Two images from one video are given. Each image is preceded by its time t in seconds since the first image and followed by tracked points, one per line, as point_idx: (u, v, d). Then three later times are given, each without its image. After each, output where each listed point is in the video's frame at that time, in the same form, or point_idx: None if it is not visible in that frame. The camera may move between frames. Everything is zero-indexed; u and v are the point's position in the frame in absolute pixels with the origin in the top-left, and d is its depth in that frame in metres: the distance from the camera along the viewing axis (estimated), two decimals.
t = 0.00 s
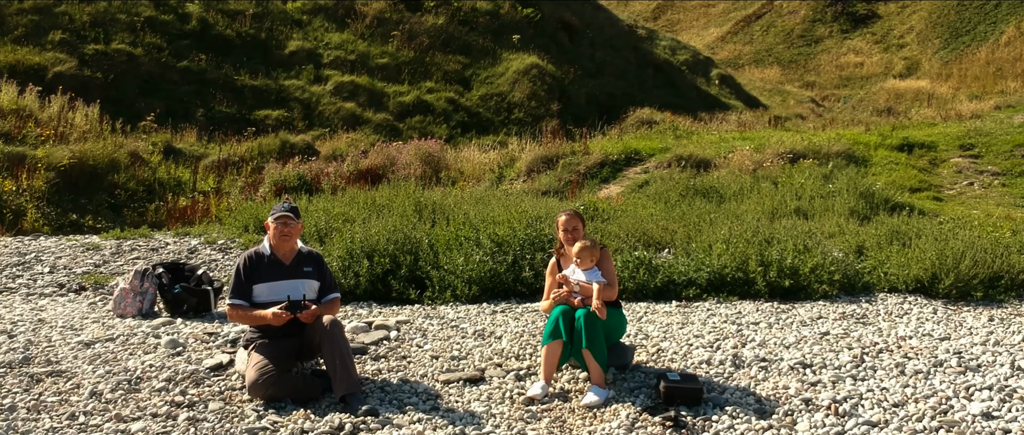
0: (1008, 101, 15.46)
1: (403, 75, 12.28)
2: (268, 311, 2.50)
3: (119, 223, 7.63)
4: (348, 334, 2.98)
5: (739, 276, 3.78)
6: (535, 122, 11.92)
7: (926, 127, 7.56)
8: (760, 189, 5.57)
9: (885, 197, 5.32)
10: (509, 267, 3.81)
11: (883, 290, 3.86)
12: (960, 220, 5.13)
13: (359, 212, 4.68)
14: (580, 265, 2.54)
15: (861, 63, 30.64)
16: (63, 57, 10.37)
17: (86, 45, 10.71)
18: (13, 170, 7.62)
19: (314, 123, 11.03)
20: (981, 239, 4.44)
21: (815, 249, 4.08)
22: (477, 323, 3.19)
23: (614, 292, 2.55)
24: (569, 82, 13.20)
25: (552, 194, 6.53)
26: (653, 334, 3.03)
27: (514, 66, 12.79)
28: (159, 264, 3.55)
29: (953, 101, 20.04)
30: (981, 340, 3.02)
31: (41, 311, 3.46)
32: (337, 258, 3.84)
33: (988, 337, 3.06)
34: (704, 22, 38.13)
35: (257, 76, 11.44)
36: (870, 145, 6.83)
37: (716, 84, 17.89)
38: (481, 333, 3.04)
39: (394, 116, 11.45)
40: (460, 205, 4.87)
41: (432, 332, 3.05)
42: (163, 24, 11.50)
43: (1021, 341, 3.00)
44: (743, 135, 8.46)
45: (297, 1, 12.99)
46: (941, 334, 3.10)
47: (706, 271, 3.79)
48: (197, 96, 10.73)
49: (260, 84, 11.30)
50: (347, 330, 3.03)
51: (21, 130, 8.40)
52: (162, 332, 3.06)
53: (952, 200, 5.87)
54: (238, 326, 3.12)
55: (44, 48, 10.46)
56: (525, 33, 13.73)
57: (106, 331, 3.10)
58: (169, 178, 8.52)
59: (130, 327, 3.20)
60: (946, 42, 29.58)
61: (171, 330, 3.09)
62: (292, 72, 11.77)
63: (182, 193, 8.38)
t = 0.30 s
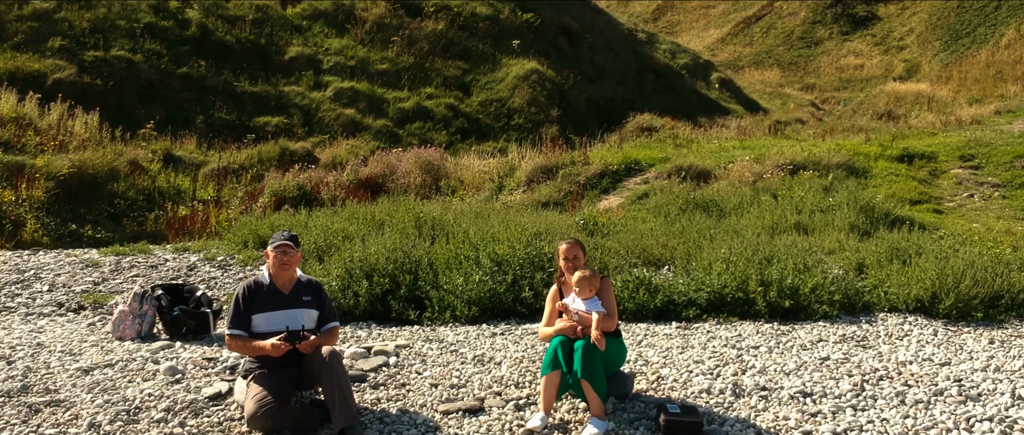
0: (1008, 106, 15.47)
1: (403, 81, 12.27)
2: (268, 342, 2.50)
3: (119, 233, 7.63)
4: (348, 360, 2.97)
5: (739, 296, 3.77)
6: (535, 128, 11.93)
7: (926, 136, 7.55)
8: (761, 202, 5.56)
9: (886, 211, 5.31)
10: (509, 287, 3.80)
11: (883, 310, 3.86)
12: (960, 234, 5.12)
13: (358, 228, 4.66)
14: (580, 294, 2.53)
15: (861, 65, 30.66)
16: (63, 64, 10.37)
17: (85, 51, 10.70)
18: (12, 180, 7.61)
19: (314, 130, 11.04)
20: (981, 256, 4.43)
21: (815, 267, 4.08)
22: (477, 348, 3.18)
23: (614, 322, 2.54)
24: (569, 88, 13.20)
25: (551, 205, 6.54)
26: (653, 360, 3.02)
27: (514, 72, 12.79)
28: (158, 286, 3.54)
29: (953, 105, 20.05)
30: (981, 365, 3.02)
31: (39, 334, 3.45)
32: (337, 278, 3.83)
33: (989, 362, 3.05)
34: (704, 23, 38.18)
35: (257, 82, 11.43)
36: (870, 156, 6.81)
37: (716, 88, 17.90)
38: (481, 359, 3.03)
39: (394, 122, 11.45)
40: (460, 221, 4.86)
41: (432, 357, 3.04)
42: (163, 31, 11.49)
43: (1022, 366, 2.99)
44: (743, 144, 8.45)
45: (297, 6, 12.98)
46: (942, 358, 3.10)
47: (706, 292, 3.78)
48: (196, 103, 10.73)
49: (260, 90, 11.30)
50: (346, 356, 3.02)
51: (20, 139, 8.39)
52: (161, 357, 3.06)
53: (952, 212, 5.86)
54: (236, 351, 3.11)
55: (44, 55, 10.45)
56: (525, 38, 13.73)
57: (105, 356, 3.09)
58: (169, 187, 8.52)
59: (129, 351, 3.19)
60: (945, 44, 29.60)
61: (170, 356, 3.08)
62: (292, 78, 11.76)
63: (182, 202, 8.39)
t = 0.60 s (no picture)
0: (1008, 118, 15.50)
1: (403, 95, 12.27)
2: (269, 417, 2.55)
3: (119, 257, 7.63)
4: (347, 423, 2.97)
5: (739, 345, 3.78)
6: (535, 144, 11.95)
7: (926, 161, 7.55)
8: (761, 237, 5.56)
9: (885, 246, 5.31)
10: (509, 336, 3.80)
11: (883, 358, 3.87)
12: (960, 271, 5.13)
13: (358, 268, 4.66)
14: (580, 368, 2.54)
15: (861, 70, 30.77)
16: (63, 81, 10.37)
17: (85, 68, 10.69)
18: (13, 204, 7.62)
19: (314, 146, 11.04)
20: (980, 298, 4.44)
21: (816, 313, 4.08)
22: (476, 407, 3.18)
23: (615, 396, 2.55)
24: (569, 102, 13.21)
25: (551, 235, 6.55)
26: (653, 423, 3.03)
27: (514, 86, 12.80)
28: (159, 340, 3.55)
29: (952, 114, 20.09)
30: (980, 427, 3.03)
31: (39, 388, 3.46)
32: (337, 327, 3.83)
33: (988, 424, 3.06)
34: (704, 27, 38.31)
35: (257, 98, 11.43)
36: (870, 183, 6.82)
37: (716, 98, 17.93)
38: (480, 422, 3.04)
39: (394, 138, 11.46)
40: (460, 260, 4.86)
41: (432, 419, 3.06)
42: (163, 46, 11.48)
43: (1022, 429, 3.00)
44: (742, 166, 8.48)
45: (297, 20, 12.97)
46: (941, 419, 3.11)
47: (706, 341, 3.78)
48: (196, 120, 10.73)
49: (260, 106, 11.30)
50: (345, 419, 3.02)
51: (20, 161, 8.38)
52: (162, 419, 3.07)
53: (951, 244, 5.87)
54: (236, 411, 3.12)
55: (44, 73, 10.45)
56: (525, 51, 13.73)
57: (106, 416, 3.10)
58: (169, 209, 8.54)
59: (129, 409, 3.20)
60: (945, 50, 29.71)
61: (171, 416, 3.09)
62: (292, 94, 11.77)
63: (181, 223, 8.42)
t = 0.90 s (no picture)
0: (1008, 136, 15.53)
1: (403, 117, 12.27)
2: None
3: (120, 291, 7.65)
4: None
5: (740, 414, 3.78)
6: (535, 166, 11.97)
7: (926, 196, 7.58)
8: (761, 284, 5.55)
9: (885, 295, 5.31)
10: (510, 404, 3.80)
11: (884, 425, 3.86)
12: (960, 322, 5.12)
13: (358, 324, 4.66)
14: None
15: (862, 78, 31.77)
16: (63, 106, 10.37)
17: (85, 92, 10.69)
18: (14, 237, 7.63)
19: (314, 170, 11.06)
20: (981, 356, 4.43)
21: (816, 377, 4.07)
22: None
23: None
24: (570, 122, 13.22)
25: (550, 274, 6.59)
26: None
27: (514, 106, 12.82)
28: (160, 413, 3.53)
29: (953, 129, 20.17)
30: None
31: None
32: (337, 394, 3.84)
33: None
34: (701, 31, 44.00)
35: (257, 121, 11.44)
36: (870, 221, 6.82)
37: (716, 112, 17.97)
38: None
39: (394, 161, 11.45)
40: (460, 314, 4.86)
41: None
42: (163, 69, 11.47)
43: None
44: (743, 196, 8.54)
45: (297, 40, 12.98)
46: None
47: (707, 410, 3.78)
48: (197, 144, 10.74)
49: (260, 129, 11.31)
50: None
51: (21, 191, 8.39)
52: None
53: (951, 288, 5.86)
54: None
55: (44, 97, 10.45)
56: (525, 70, 13.75)
57: None
58: (169, 239, 8.55)
59: None
60: (945, 58, 30.18)
61: None
62: (292, 116, 11.77)
63: (182, 254, 8.45)
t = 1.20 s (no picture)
0: (1008, 154, 15.52)
1: (403, 140, 12.27)
2: None
3: (121, 328, 7.64)
4: None
5: None
6: (535, 190, 11.97)
7: (927, 234, 7.58)
8: (762, 335, 5.54)
9: (887, 348, 5.29)
10: None
11: None
12: (962, 375, 5.08)
13: (358, 385, 4.66)
14: None
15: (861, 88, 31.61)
16: (64, 134, 10.36)
17: (86, 119, 10.69)
18: (14, 274, 7.62)
19: (314, 195, 11.06)
20: (983, 419, 4.41)
21: None
22: None
23: None
24: (570, 144, 13.22)
25: (551, 316, 6.59)
26: None
27: (514, 128, 12.83)
28: None
29: (953, 145, 20.21)
30: None
31: None
32: None
33: None
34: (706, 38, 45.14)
35: (258, 146, 11.44)
36: (870, 263, 6.81)
37: (716, 128, 17.97)
38: None
39: (394, 186, 11.45)
40: (460, 372, 4.85)
41: None
42: (163, 94, 11.47)
43: None
44: (743, 229, 8.56)
45: (297, 62, 12.99)
46: None
47: None
48: (197, 171, 10.73)
49: (261, 155, 11.30)
50: None
51: (21, 225, 8.39)
52: None
53: (953, 335, 5.80)
54: None
55: (44, 124, 10.44)
56: (525, 91, 13.77)
57: None
58: (170, 272, 8.55)
59: None
60: (945, 68, 30.21)
61: None
62: (293, 140, 11.78)
63: (182, 287, 8.44)
